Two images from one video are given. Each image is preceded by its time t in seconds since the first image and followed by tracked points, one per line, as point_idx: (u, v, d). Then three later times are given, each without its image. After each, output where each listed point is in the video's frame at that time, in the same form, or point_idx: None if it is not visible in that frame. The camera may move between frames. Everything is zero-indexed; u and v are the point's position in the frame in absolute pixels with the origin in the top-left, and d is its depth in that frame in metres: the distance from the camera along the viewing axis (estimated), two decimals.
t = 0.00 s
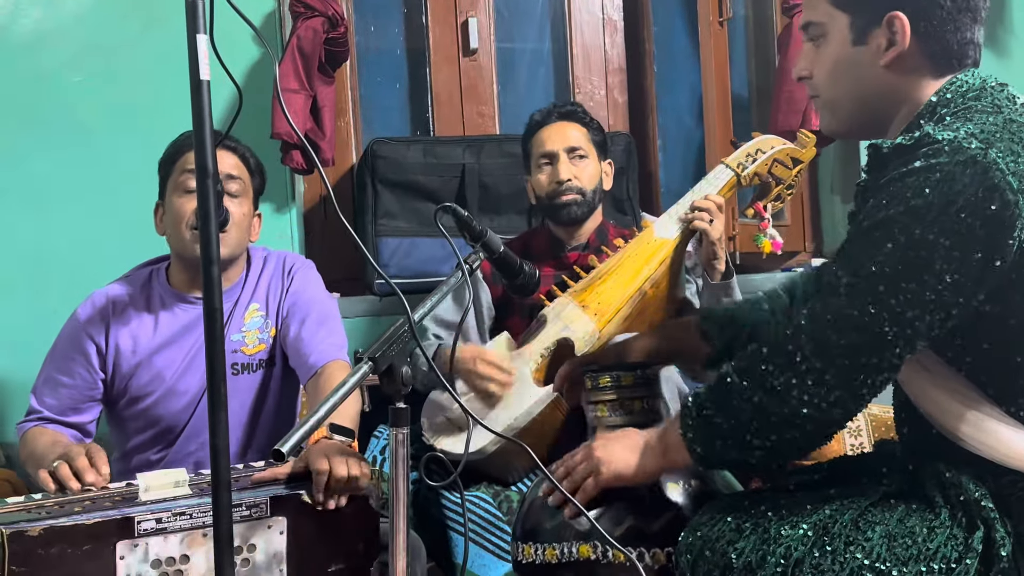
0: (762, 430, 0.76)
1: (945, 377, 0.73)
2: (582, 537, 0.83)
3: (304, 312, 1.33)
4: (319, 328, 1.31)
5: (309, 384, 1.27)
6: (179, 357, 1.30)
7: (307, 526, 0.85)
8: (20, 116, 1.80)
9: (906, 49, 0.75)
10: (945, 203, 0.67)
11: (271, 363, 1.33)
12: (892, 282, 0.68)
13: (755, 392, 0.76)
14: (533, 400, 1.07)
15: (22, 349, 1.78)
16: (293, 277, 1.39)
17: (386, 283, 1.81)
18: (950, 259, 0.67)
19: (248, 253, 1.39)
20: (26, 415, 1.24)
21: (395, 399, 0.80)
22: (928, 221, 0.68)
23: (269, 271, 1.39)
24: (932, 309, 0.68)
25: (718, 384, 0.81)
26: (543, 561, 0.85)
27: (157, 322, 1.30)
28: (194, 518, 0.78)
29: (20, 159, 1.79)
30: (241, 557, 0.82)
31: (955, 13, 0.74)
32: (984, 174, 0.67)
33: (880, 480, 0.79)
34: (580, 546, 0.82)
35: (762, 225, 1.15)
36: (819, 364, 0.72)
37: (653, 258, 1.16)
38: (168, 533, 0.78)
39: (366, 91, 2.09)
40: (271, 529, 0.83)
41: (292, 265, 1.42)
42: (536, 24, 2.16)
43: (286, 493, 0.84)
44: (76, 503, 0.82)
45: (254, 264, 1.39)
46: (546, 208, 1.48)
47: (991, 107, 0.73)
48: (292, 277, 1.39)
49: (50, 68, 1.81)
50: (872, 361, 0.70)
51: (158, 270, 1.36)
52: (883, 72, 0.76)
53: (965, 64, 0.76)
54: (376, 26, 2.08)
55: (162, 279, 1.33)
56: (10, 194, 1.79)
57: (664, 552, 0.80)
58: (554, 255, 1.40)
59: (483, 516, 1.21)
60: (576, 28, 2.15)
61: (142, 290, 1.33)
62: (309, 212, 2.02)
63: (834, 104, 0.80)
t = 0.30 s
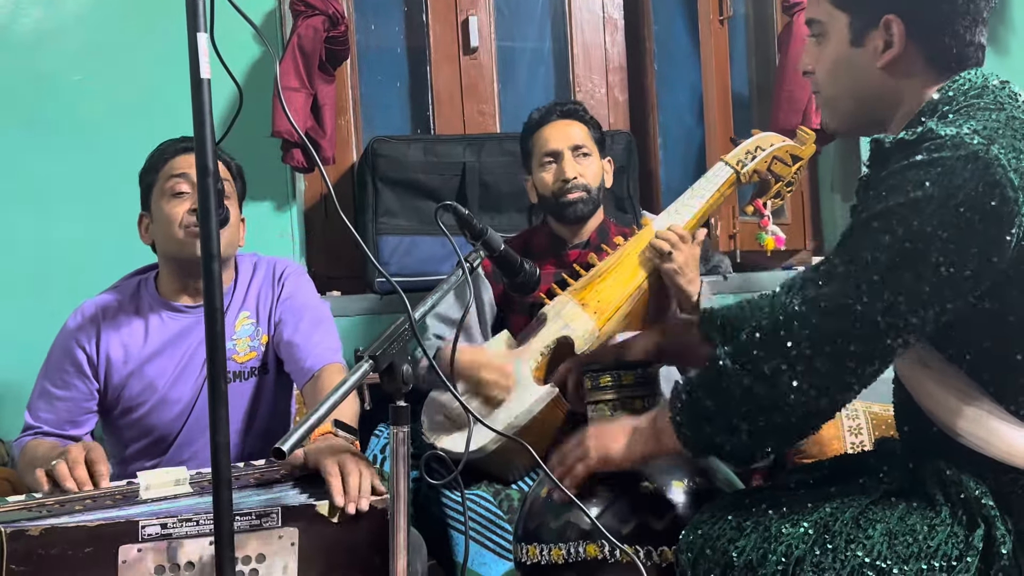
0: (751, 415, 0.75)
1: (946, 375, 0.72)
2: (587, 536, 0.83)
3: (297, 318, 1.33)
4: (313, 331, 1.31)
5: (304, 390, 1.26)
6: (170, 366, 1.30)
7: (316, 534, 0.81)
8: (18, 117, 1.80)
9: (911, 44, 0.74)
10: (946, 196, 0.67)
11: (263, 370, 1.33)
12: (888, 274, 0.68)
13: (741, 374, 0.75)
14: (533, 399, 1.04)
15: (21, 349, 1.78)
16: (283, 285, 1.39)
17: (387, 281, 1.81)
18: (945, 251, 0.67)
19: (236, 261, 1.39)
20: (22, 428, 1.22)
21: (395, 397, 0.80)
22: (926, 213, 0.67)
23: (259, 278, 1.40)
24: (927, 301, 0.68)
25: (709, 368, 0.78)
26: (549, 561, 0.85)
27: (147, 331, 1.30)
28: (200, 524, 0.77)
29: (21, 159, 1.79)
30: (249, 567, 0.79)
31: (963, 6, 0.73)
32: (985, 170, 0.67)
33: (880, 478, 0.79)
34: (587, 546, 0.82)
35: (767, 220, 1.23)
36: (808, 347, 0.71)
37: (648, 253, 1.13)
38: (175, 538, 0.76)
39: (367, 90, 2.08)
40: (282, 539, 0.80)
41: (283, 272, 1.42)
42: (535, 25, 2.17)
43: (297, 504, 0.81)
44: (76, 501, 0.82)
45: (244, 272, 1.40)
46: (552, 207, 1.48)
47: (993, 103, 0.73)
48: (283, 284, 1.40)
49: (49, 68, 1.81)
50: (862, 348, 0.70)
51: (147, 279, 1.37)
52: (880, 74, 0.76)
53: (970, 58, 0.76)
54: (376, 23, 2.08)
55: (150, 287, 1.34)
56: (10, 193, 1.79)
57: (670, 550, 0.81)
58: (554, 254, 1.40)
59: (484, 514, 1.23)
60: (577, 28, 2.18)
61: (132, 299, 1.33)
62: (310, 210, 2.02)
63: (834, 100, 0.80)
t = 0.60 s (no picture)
0: (753, 425, 0.76)
1: (948, 373, 0.72)
2: (586, 537, 0.84)
3: (291, 318, 1.33)
4: (309, 331, 1.31)
5: (300, 390, 1.26)
6: (163, 367, 1.30)
7: (307, 522, 0.84)
8: (18, 117, 1.80)
9: (906, 46, 0.75)
10: (945, 204, 0.67)
11: (259, 369, 1.33)
12: (889, 282, 0.68)
13: (744, 383, 0.76)
14: (532, 399, 1.06)
15: (22, 347, 1.79)
16: (277, 283, 1.39)
17: (387, 281, 1.81)
18: (947, 259, 0.67)
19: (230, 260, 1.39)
20: (16, 429, 1.22)
21: (396, 397, 0.80)
22: (927, 221, 0.67)
23: (253, 276, 1.40)
24: (930, 309, 0.69)
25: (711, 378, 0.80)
26: (549, 561, 0.86)
27: (140, 331, 1.30)
28: (196, 515, 0.79)
29: (22, 159, 1.80)
30: (243, 555, 0.80)
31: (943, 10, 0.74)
32: (983, 175, 0.67)
33: (881, 477, 0.79)
34: (586, 547, 0.84)
35: (762, 222, 1.25)
36: (813, 357, 0.72)
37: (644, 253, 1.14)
38: (170, 530, 0.78)
39: (368, 91, 2.09)
40: (271, 527, 0.82)
41: (277, 271, 1.42)
42: (536, 25, 2.16)
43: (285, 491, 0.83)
44: (76, 501, 0.82)
45: (238, 271, 1.40)
46: (550, 208, 1.46)
47: (988, 107, 0.73)
48: (277, 282, 1.39)
49: (49, 68, 1.81)
50: (867, 359, 0.71)
51: (140, 278, 1.36)
52: (858, 82, 0.78)
53: (965, 62, 0.76)
54: (376, 23, 2.08)
55: (144, 285, 1.34)
56: (10, 194, 1.79)
57: (671, 551, 0.82)
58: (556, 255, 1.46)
59: (484, 514, 1.23)
60: (576, 29, 2.18)
61: (124, 300, 1.32)
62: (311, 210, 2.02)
63: (823, 109, 0.82)
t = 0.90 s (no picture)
0: (755, 427, 0.76)
1: (947, 374, 0.72)
2: (588, 538, 0.84)
3: (291, 317, 1.33)
4: (309, 330, 1.31)
5: (300, 390, 1.27)
6: (165, 364, 1.30)
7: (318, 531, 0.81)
8: (18, 118, 1.80)
9: (898, 50, 0.76)
10: (943, 203, 0.67)
11: (260, 368, 1.33)
12: (888, 282, 0.69)
13: (746, 387, 0.76)
14: (532, 399, 1.10)
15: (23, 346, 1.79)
16: (278, 281, 1.39)
17: (387, 281, 1.81)
18: (945, 260, 0.67)
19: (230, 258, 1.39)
20: (16, 424, 1.24)
21: (395, 397, 0.80)
22: (925, 221, 0.68)
23: (254, 275, 1.40)
24: (929, 309, 0.69)
25: (715, 382, 0.79)
26: (550, 561, 0.86)
27: (142, 328, 1.30)
28: (200, 522, 0.77)
29: (23, 160, 1.80)
30: (248, 564, 0.79)
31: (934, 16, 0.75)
32: (980, 175, 0.67)
33: (881, 478, 0.79)
34: (589, 548, 0.84)
35: (765, 224, 1.19)
36: (814, 359, 0.72)
37: (649, 253, 1.14)
38: (173, 536, 0.76)
39: (367, 90, 2.10)
40: (280, 536, 0.80)
41: (278, 269, 1.42)
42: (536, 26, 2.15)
43: (297, 500, 0.81)
44: (77, 501, 0.82)
45: (239, 270, 1.40)
46: (552, 209, 1.47)
47: (986, 108, 0.72)
48: (278, 280, 1.40)
49: (50, 68, 1.81)
50: (867, 359, 0.70)
51: (143, 277, 1.36)
52: (852, 85, 0.79)
53: (959, 63, 0.76)
54: (377, 24, 2.09)
55: (146, 285, 1.34)
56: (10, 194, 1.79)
57: (672, 552, 0.82)
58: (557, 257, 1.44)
59: (484, 515, 1.20)
60: (576, 30, 2.16)
61: (126, 298, 1.33)
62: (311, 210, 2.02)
63: (820, 114, 0.83)
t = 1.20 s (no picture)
0: (757, 431, 0.76)
1: (948, 372, 0.72)
2: (590, 535, 0.83)
3: (299, 316, 1.33)
4: (317, 330, 1.31)
5: (306, 387, 1.26)
6: (170, 359, 1.30)
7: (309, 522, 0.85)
8: (19, 117, 1.80)
9: (894, 50, 0.76)
10: (933, 202, 0.68)
11: (266, 366, 1.33)
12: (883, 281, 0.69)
13: (750, 391, 0.76)
14: (532, 398, 1.08)
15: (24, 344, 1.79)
16: (287, 280, 1.40)
17: (388, 280, 1.81)
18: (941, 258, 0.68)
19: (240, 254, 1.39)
20: (21, 414, 1.25)
21: (396, 396, 0.80)
22: (915, 221, 0.68)
23: (264, 273, 1.40)
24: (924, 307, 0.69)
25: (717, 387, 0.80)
26: (552, 558, 0.85)
27: (149, 322, 1.30)
28: (195, 513, 0.79)
29: (23, 159, 1.80)
30: (241, 551, 0.82)
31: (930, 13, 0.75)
32: (971, 174, 0.67)
33: (881, 476, 0.79)
34: (591, 545, 0.82)
35: (765, 221, 1.13)
36: (813, 361, 0.72)
37: (653, 256, 1.14)
38: (170, 528, 0.78)
39: (368, 90, 2.09)
40: (270, 524, 0.83)
41: (286, 268, 1.42)
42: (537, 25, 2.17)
43: (285, 490, 0.83)
44: (78, 499, 0.82)
45: (248, 267, 1.41)
46: (553, 207, 1.47)
47: (980, 109, 0.72)
48: (287, 279, 1.40)
49: (50, 67, 1.81)
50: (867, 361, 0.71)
51: (152, 270, 1.36)
52: (847, 86, 0.79)
53: (954, 62, 0.76)
54: (377, 23, 2.08)
55: (155, 279, 1.34)
56: (9, 193, 1.79)
57: (673, 550, 0.80)
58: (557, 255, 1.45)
59: (484, 513, 1.23)
60: (576, 28, 2.18)
61: (135, 291, 1.33)
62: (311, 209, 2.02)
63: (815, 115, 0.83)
